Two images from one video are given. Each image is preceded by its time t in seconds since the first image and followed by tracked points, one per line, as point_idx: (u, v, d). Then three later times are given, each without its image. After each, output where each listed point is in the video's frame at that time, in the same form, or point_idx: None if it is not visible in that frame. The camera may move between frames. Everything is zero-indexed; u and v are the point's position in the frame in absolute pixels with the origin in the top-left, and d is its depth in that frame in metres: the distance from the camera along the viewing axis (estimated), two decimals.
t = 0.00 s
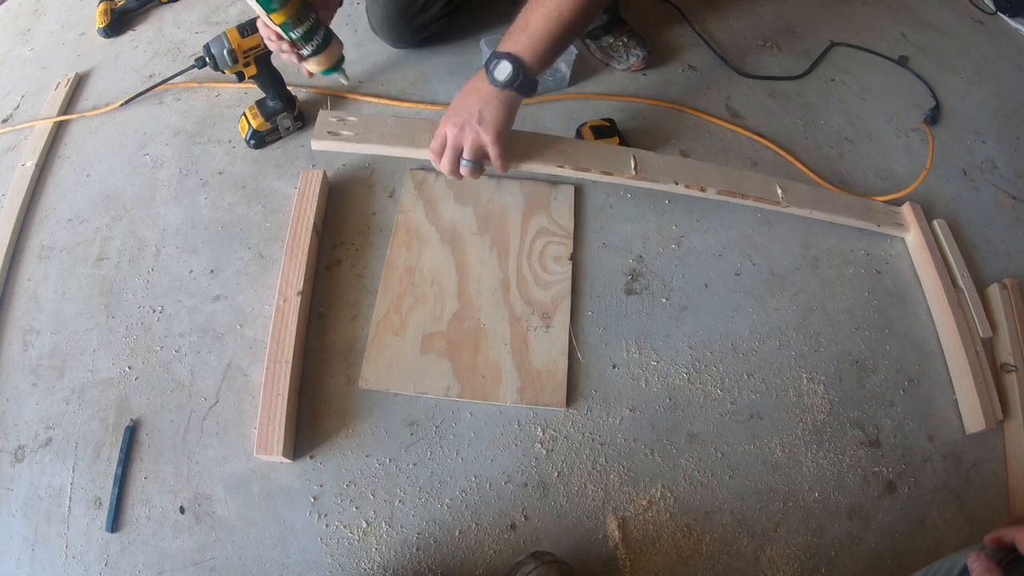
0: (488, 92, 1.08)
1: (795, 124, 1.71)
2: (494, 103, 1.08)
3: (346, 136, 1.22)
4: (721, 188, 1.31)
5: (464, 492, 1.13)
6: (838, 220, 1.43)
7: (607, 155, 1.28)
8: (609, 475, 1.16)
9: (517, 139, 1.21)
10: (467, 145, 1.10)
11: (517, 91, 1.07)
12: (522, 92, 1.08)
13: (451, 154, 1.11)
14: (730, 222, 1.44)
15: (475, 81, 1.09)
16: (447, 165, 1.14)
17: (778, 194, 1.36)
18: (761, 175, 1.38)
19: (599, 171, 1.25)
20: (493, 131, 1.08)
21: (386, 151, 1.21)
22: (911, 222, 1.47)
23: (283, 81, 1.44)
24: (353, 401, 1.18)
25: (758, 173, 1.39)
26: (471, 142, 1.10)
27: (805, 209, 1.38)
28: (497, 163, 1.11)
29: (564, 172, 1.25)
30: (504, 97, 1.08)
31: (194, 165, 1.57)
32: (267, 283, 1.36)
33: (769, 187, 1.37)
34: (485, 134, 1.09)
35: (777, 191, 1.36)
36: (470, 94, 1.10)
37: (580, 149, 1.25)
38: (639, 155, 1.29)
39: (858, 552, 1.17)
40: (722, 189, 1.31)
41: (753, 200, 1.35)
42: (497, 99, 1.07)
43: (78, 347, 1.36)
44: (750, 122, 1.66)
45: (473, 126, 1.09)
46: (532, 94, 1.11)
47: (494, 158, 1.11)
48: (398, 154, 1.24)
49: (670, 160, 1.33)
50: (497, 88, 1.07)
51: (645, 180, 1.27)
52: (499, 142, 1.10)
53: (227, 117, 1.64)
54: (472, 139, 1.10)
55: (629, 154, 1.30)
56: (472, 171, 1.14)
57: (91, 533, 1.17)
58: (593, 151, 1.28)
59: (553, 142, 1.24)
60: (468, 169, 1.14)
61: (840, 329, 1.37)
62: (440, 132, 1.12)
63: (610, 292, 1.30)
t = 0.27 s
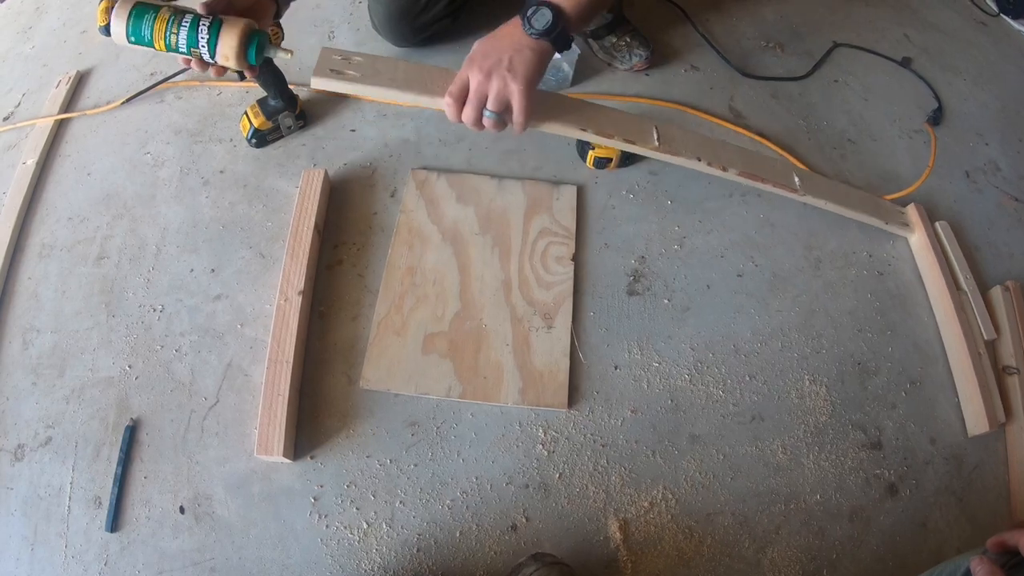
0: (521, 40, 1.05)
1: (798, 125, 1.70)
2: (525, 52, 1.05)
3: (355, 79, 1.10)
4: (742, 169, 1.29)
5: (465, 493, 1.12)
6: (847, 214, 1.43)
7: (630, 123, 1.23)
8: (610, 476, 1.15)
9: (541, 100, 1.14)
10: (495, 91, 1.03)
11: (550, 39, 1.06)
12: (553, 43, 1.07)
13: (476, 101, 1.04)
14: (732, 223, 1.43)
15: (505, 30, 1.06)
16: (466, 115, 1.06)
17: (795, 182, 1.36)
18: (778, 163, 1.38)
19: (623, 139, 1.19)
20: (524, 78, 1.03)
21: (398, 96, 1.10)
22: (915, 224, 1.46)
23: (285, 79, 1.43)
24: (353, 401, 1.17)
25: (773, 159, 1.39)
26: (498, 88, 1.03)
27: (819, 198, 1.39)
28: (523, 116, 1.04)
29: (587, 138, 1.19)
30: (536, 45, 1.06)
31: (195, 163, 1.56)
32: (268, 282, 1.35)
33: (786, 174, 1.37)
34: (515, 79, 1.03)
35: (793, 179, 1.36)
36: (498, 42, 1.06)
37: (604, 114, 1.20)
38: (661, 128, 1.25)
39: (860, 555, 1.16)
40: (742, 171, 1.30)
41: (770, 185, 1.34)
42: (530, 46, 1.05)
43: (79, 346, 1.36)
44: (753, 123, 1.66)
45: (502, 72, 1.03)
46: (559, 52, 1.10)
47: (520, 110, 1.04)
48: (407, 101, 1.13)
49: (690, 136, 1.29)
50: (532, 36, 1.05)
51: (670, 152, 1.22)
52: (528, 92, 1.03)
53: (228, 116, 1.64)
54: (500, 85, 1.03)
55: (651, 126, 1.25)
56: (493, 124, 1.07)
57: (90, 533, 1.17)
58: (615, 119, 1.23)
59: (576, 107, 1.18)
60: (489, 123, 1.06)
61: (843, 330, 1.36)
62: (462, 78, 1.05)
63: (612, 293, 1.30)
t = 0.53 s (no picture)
0: (528, 30, 1.05)
1: (798, 126, 1.70)
2: (531, 42, 1.05)
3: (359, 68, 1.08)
4: (746, 166, 1.29)
5: (466, 492, 1.13)
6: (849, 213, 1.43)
7: (635, 118, 1.22)
8: (611, 475, 1.16)
9: (548, 92, 1.13)
10: (501, 78, 1.02)
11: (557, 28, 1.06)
12: (560, 33, 1.07)
13: (482, 88, 1.03)
14: (733, 223, 1.44)
15: (511, 20, 1.07)
16: (471, 104, 1.05)
17: (798, 180, 1.37)
18: (781, 161, 1.38)
19: (629, 133, 1.19)
20: (531, 66, 1.02)
21: (401, 85, 1.08)
22: (916, 224, 1.47)
23: (287, 78, 1.43)
24: (354, 400, 1.18)
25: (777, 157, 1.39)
26: (504, 76, 1.02)
27: (822, 197, 1.40)
28: (529, 105, 1.04)
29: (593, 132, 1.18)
30: (543, 35, 1.06)
31: (197, 162, 1.57)
32: (269, 281, 1.35)
33: (789, 172, 1.37)
34: (522, 67, 1.02)
35: (796, 176, 1.37)
36: (505, 32, 1.06)
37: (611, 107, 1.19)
38: (666, 123, 1.25)
39: (859, 554, 1.17)
40: (746, 168, 1.30)
41: (774, 182, 1.34)
42: (537, 35, 1.05)
43: (81, 344, 1.36)
44: (754, 123, 1.66)
45: (509, 60, 1.02)
46: (564, 43, 1.10)
47: (526, 99, 1.04)
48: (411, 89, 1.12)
49: (695, 132, 1.29)
50: (539, 25, 1.05)
51: (675, 147, 1.22)
52: (534, 81, 1.03)
53: (230, 115, 1.64)
54: (507, 73, 1.02)
55: (655, 121, 1.25)
56: (498, 113, 1.06)
57: (92, 531, 1.18)
58: (621, 113, 1.22)
59: (582, 101, 1.18)
60: (493, 112, 1.06)
61: (843, 331, 1.37)
62: (467, 66, 1.05)
63: (612, 292, 1.30)
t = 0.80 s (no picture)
0: (529, 27, 1.06)
1: (797, 127, 1.71)
2: (533, 39, 1.05)
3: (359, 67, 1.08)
4: (745, 167, 1.30)
5: (466, 491, 1.13)
6: (848, 213, 1.44)
7: (635, 117, 1.22)
8: (610, 475, 1.16)
9: (549, 91, 1.13)
10: (502, 75, 1.02)
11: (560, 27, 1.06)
12: (561, 31, 1.07)
13: (483, 85, 1.03)
14: (731, 224, 1.44)
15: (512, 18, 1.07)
16: (471, 100, 1.05)
17: (796, 180, 1.38)
18: (780, 162, 1.39)
19: (629, 133, 1.19)
20: (532, 64, 1.02)
21: (402, 84, 1.08)
22: (914, 225, 1.48)
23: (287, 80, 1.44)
24: (355, 400, 1.18)
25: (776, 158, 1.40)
26: (505, 73, 1.02)
27: (821, 197, 1.40)
28: (529, 102, 1.04)
29: (594, 132, 1.18)
30: (545, 33, 1.06)
31: (199, 164, 1.58)
32: (270, 282, 1.35)
33: (788, 173, 1.38)
34: (523, 64, 1.02)
35: (795, 176, 1.37)
36: (506, 29, 1.06)
37: (612, 106, 1.19)
38: (666, 123, 1.25)
39: (856, 553, 1.17)
40: (746, 168, 1.31)
41: (773, 182, 1.35)
42: (539, 33, 1.05)
43: (82, 344, 1.37)
44: (752, 125, 1.67)
45: (510, 57, 1.02)
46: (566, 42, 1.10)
47: (527, 97, 1.04)
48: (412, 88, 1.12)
49: (695, 132, 1.29)
50: (541, 22, 1.06)
51: (675, 147, 1.22)
52: (534, 79, 1.03)
53: (231, 116, 1.65)
54: (508, 70, 1.02)
55: (656, 122, 1.25)
56: (498, 111, 1.05)
57: (93, 530, 1.18)
58: (622, 113, 1.22)
59: (582, 99, 1.17)
60: (493, 109, 1.05)
61: (841, 331, 1.37)
62: (468, 63, 1.04)
63: (612, 293, 1.31)
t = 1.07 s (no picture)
0: (533, 33, 1.07)
1: (798, 132, 1.72)
2: (537, 45, 1.06)
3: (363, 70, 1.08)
4: (747, 171, 1.30)
5: (469, 495, 1.13)
6: (850, 218, 1.44)
7: (638, 122, 1.23)
8: (612, 478, 1.17)
9: (551, 95, 1.13)
10: (507, 80, 1.03)
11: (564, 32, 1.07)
12: (565, 37, 1.08)
13: (488, 89, 1.03)
14: (733, 229, 1.45)
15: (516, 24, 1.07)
16: (475, 104, 1.05)
17: (798, 184, 1.38)
18: (781, 166, 1.40)
19: (633, 138, 1.19)
20: (536, 68, 1.03)
21: (404, 88, 1.09)
22: (915, 229, 1.48)
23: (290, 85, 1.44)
24: (357, 404, 1.18)
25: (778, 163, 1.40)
26: (509, 77, 1.03)
27: (823, 202, 1.40)
28: (534, 107, 1.04)
29: (596, 136, 1.19)
30: (549, 38, 1.07)
31: (202, 168, 1.58)
32: (273, 286, 1.35)
33: (790, 177, 1.38)
34: (529, 68, 1.03)
35: (798, 180, 1.38)
36: (510, 34, 1.06)
37: (614, 111, 1.19)
38: (670, 128, 1.25)
39: (858, 556, 1.17)
40: (749, 172, 1.31)
41: (775, 186, 1.35)
42: (543, 38, 1.06)
43: (85, 348, 1.37)
44: (753, 129, 1.68)
45: (515, 61, 1.03)
46: (569, 48, 1.11)
47: (531, 101, 1.04)
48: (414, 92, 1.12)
49: (697, 136, 1.30)
50: (545, 28, 1.07)
51: (678, 152, 1.23)
52: (539, 83, 1.04)
53: (234, 120, 1.65)
54: (514, 75, 1.03)
55: (659, 126, 1.25)
56: (502, 115, 1.06)
57: (96, 533, 1.19)
58: (624, 117, 1.23)
59: (586, 104, 1.18)
60: (497, 113, 1.06)
61: (842, 335, 1.38)
62: (473, 67, 1.05)
63: (614, 298, 1.31)
